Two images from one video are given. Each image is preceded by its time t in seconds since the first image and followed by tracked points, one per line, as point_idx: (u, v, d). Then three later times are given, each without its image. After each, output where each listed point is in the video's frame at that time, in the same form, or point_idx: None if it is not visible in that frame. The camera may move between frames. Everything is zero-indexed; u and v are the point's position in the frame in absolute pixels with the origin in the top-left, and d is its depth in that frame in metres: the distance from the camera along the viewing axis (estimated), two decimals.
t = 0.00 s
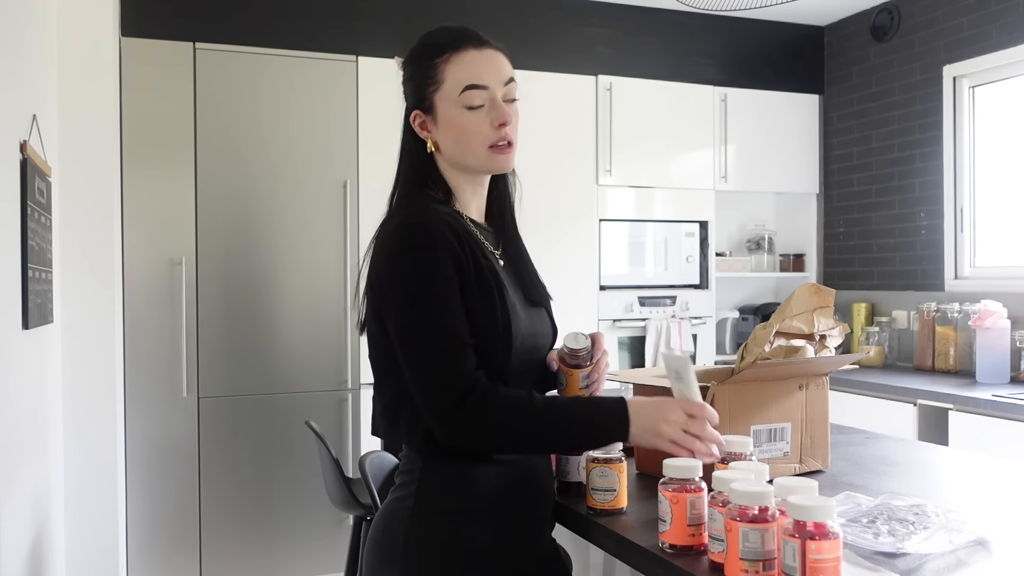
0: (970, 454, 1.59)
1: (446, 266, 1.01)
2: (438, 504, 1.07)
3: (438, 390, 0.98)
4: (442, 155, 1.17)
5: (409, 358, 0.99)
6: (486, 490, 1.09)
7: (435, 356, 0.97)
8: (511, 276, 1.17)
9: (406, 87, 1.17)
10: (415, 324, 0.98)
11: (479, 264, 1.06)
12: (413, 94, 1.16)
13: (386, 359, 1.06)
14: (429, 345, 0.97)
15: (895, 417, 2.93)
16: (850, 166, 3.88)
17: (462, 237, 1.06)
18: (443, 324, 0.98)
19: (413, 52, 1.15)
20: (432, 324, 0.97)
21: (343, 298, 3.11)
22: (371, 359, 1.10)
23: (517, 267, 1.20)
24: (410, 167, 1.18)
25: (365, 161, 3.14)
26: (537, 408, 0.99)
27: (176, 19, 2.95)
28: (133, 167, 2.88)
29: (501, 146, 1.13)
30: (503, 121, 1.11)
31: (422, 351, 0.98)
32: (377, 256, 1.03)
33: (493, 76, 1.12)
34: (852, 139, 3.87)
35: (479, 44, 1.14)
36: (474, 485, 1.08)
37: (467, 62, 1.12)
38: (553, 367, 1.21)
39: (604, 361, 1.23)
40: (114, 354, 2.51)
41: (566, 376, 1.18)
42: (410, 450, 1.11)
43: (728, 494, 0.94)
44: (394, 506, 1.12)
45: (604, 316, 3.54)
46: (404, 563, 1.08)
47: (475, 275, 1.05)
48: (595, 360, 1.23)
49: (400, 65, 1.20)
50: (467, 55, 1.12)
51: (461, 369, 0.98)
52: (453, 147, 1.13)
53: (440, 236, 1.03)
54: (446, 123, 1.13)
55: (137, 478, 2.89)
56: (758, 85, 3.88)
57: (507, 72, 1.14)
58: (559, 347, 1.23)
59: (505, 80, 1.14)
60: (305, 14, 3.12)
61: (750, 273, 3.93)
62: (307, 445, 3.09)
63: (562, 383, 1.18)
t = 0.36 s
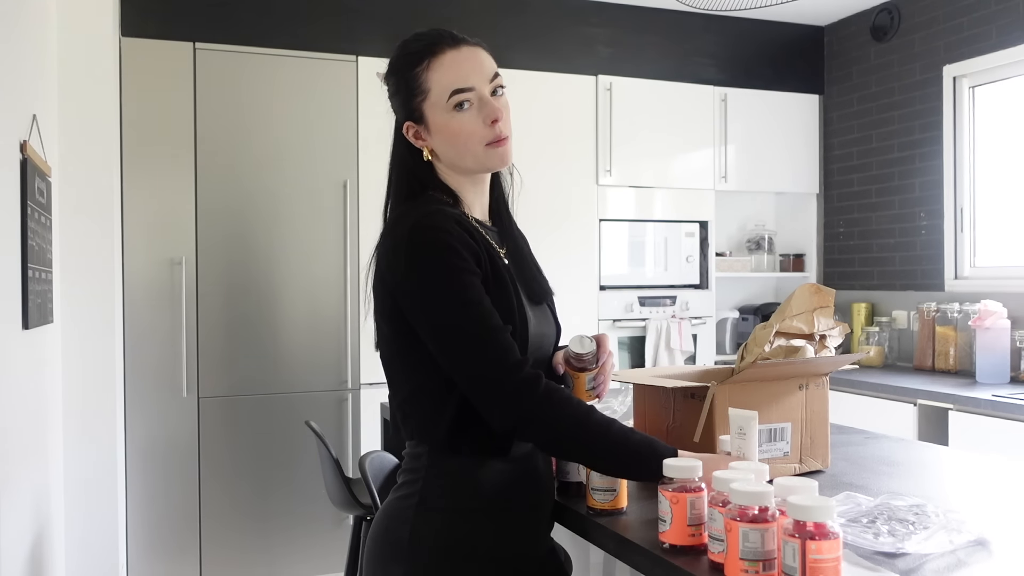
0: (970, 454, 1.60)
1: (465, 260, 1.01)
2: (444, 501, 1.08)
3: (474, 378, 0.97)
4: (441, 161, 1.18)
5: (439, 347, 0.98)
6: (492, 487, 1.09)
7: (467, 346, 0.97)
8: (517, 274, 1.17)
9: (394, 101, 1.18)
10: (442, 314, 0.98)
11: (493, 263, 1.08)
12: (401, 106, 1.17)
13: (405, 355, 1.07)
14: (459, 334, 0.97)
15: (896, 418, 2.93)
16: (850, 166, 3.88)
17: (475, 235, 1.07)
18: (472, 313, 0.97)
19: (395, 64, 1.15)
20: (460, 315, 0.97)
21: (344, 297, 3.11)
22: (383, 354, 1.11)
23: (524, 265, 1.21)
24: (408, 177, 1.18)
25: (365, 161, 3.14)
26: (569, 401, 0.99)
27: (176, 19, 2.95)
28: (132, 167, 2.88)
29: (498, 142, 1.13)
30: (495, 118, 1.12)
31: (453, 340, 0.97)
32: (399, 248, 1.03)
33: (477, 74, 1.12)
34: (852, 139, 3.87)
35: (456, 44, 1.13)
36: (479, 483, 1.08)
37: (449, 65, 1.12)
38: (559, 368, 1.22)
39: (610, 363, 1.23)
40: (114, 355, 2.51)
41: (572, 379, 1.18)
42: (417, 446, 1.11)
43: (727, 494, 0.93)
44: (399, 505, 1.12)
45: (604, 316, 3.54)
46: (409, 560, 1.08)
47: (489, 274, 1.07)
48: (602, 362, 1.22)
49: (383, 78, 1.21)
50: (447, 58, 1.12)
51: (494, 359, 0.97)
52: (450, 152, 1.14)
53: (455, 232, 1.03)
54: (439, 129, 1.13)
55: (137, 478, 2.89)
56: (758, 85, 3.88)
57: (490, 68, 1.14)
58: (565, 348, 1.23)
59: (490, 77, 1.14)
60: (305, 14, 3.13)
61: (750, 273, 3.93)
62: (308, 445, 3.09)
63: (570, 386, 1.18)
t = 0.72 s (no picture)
0: (970, 454, 1.59)
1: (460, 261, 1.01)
2: (442, 501, 1.08)
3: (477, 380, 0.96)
4: (447, 159, 1.18)
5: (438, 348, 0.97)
6: (491, 489, 1.09)
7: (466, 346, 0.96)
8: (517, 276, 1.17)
9: (407, 94, 1.18)
10: (440, 314, 0.97)
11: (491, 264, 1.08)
12: (414, 101, 1.17)
13: (402, 354, 1.06)
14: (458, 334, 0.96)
15: (896, 418, 2.93)
16: (850, 166, 3.88)
17: (473, 235, 1.07)
18: (470, 314, 0.97)
19: (412, 58, 1.15)
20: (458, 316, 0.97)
21: (344, 297, 3.11)
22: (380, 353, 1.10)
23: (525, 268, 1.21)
24: (414, 172, 1.18)
25: (365, 161, 3.14)
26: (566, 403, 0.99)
27: (176, 19, 2.95)
28: (132, 167, 2.88)
29: (506, 146, 1.13)
30: (505, 122, 1.11)
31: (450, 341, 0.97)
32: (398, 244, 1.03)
33: (492, 76, 1.12)
34: (852, 139, 3.87)
35: (474, 44, 1.13)
36: (477, 484, 1.08)
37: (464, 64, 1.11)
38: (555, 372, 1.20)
39: (607, 366, 1.21)
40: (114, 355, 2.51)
41: (568, 383, 1.17)
42: (416, 446, 1.12)
43: (727, 494, 0.93)
44: (398, 506, 1.12)
45: (604, 316, 3.54)
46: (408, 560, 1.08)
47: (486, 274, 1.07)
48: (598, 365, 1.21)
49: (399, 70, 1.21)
50: (463, 56, 1.12)
51: (492, 361, 0.96)
52: (457, 151, 1.14)
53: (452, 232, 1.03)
54: (448, 127, 1.13)
55: (138, 478, 2.89)
56: (758, 85, 3.88)
57: (506, 72, 1.13)
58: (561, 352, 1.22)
59: (505, 81, 1.13)
60: (305, 14, 3.13)
61: (750, 273, 3.93)
62: (308, 446, 3.09)
63: (565, 390, 1.17)
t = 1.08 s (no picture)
0: (969, 454, 1.59)
1: (431, 268, 1.00)
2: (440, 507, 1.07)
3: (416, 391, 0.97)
4: (461, 155, 1.16)
5: (390, 356, 0.99)
6: (492, 494, 1.09)
7: (413, 356, 0.97)
8: (515, 278, 1.16)
9: (421, 88, 1.15)
10: (402, 330, 0.98)
11: (477, 269, 1.06)
12: (429, 94, 1.14)
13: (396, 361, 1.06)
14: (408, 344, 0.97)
15: (895, 418, 2.93)
16: (850, 166, 3.88)
17: (462, 243, 1.06)
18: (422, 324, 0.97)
19: (431, 50, 1.13)
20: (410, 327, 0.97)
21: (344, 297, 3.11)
22: (374, 356, 1.12)
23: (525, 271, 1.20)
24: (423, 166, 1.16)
25: (365, 161, 3.14)
26: (512, 411, 0.98)
27: (176, 19, 2.95)
28: (132, 166, 2.88)
29: (524, 143, 1.15)
30: (527, 118, 1.13)
31: (401, 351, 0.98)
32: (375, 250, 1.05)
33: (514, 75, 1.14)
34: (852, 139, 3.87)
35: (495, 42, 1.15)
36: (476, 488, 1.08)
37: (490, 60, 1.12)
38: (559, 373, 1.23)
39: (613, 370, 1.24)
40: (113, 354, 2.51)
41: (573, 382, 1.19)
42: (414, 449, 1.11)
43: (727, 494, 0.94)
44: (399, 509, 1.11)
45: (604, 316, 3.54)
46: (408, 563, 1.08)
47: (471, 279, 1.05)
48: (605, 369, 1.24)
49: (406, 65, 1.18)
50: (488, 53, 1.13)
51: (433, 370, 0.97)
52: (476, 146, 1.13)
53: (432, 237, 1.02)
54: (470, 121, 1.12)
55: (138, 478, 2.89)
56: (758, 85, 3.88)
57: (523, 72, 1.16)
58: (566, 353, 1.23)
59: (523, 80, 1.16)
60: (305, 14, 3.13)
61: (750, 274, 3.93)
62: (307, 446, 3.09)
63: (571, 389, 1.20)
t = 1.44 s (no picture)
0: (969, 454, 1.59)
1: (422, 249, 1.01)
2: (432, 507, 1.07)
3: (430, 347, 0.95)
4: (457, 150, 1.16)
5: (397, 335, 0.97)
6: (485, 498, 1.08)
7: (420, 321, 0.96)
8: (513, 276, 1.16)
9: (419, 82, 1.14)
10: (405, 304, 0.97)
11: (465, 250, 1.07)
12: (427, 88, 1.13)
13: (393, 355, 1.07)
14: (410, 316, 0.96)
15: (896, 418, 2.93)
16: (850, 166, 3.88)
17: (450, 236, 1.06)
18: (420, 291, 0.97)
19: (429, 42, 1.13)
20: (413, 297, 0.97)
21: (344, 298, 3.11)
22: (379, 349, 1.10)
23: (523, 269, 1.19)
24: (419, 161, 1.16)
25: (365, 161, 3.14)
26: (520, 329, 0.98)
27: (176, 19, 2.95)
28: (132, 166, 2.88)
29: (521, 139, 1.13)
30: (524, 114, 1.12)
31: (406, 322, 0.96)
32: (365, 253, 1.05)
33: (511, 69, 1.13)
34: (852, 139, 3.87)
35: (493, 36, 1.14)
36: (471, 488, 1.07)
37: (487, 53, 1.12)
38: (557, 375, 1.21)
39: (609, 363, 1.21)
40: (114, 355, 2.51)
41: (571, 385, 1.18)
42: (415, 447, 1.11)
43: (728, 494, 0.94)
44: (396, 507, 1.12)
45: (604, 316, 3.54)
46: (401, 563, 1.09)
47: (462, 260, 1.06)
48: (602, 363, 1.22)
49: (404, 58, 1.18)
50: (485, 47, 1.12)
51: (439, 324, 0.96)
52: (471, 140, 1.12)
53: (419, 225, 1.03)
54: (466, 116, 1.12)
55: (138, 478, 2.89)
56: (758, 85, 3.88)
57: (522, 67, 1.15)
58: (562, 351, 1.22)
59: (521, 75, 1.15)
60: (305, 14, 3.13)
61: (750, 274, 3.93)
62: (308, 446, 3.09)
63: (569, 391, 1.19)
